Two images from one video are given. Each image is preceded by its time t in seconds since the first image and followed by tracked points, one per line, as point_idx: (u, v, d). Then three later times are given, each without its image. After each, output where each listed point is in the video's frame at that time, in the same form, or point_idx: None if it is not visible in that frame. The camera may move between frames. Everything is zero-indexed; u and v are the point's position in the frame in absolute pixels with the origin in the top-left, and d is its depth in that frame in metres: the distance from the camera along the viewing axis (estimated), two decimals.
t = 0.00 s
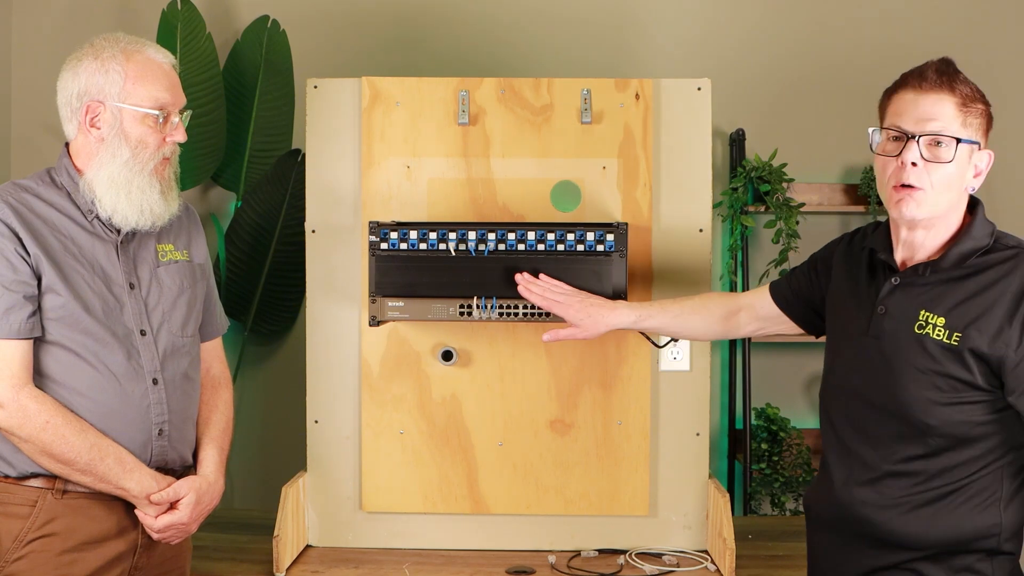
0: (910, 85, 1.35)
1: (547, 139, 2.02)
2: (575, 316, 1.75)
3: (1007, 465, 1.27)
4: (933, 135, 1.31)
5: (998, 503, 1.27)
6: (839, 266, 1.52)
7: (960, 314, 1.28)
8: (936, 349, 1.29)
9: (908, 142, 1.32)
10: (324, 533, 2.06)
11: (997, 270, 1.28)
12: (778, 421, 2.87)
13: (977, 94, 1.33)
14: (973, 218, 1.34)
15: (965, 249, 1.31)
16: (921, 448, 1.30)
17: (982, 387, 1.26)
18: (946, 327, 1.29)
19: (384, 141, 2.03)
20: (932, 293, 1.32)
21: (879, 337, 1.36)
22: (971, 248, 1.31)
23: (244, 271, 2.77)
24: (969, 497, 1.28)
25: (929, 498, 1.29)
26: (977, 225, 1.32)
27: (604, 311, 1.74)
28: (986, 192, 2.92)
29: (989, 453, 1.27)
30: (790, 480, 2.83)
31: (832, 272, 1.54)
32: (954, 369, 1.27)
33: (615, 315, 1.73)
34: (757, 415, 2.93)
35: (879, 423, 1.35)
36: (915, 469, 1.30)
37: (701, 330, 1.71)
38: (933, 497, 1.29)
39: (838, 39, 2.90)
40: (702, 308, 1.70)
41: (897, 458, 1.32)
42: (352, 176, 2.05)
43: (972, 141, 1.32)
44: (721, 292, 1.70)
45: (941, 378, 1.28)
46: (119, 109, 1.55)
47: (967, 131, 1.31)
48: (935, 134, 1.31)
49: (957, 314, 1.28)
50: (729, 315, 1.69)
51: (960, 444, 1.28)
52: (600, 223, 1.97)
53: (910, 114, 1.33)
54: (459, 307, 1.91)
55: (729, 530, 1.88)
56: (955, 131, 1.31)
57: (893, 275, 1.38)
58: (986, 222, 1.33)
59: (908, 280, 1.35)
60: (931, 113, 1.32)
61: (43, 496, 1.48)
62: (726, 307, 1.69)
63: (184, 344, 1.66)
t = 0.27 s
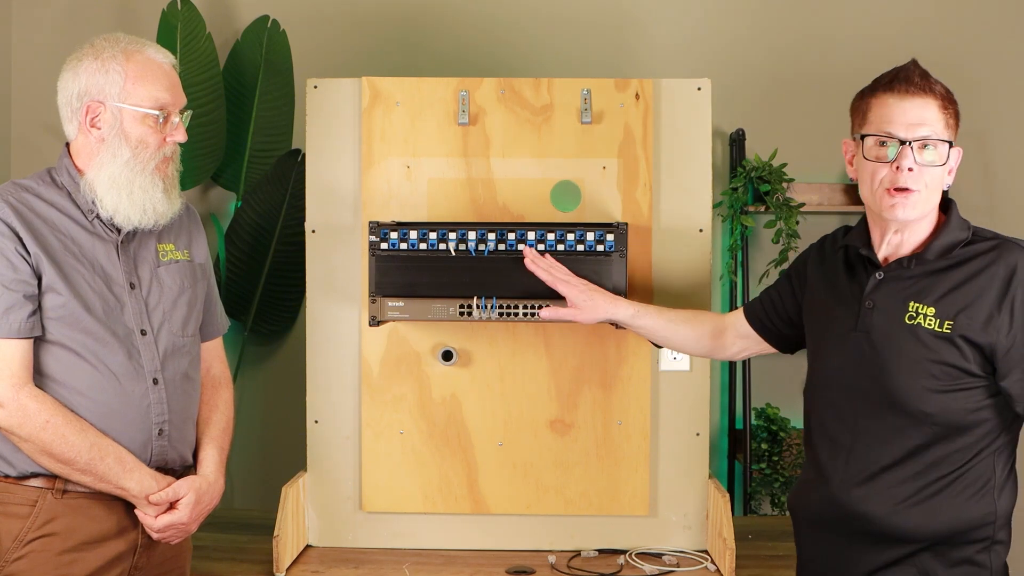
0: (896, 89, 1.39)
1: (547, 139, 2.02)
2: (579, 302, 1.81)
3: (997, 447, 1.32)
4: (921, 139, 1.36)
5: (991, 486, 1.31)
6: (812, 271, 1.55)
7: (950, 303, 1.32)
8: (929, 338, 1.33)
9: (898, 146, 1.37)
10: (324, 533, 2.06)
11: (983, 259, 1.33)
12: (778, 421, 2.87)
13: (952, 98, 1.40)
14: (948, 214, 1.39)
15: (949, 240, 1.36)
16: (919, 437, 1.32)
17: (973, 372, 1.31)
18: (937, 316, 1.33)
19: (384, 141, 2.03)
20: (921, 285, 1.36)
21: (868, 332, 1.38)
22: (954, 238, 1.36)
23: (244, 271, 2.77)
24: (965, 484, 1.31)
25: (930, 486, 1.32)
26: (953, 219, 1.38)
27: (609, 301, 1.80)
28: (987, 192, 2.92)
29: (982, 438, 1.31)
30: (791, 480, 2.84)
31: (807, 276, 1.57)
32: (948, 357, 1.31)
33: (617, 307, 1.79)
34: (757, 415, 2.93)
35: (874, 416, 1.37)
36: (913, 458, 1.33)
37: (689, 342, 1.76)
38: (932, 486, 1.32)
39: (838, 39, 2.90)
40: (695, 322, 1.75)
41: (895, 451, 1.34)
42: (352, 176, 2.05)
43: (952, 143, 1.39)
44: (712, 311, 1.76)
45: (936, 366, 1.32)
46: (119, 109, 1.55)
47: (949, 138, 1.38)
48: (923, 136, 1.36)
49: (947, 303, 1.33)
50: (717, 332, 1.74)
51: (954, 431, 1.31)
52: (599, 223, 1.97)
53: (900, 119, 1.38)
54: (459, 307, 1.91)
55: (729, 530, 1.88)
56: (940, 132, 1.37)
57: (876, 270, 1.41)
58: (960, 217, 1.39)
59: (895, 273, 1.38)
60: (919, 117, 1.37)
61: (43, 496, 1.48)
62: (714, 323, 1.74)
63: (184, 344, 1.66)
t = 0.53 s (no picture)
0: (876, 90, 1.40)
1: (547, 139, 2.02)
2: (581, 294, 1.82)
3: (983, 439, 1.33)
4: (903, 139, 1.37)
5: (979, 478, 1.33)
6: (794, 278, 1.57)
7: (935, 299, 1.34)
8: (915, 334, 1.34)
9: (881, 147, 1.38)
10: (324, 534, 2.06)
11: (966, 254, 1.35)
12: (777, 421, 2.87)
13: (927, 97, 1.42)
14: (927, 215, 1.42)
15: (930, 238, 1.38)
16: (907, 431, 1.34)
17: (959, 366, 1.32)
18: (922, 312, 1.34)
19: (384, 141, 2.03)
20: (905, 282, 1.37)
21: (855, 330, 1.39)
22: (935, 236, 1.38)
23: (244, 270, 2.77)
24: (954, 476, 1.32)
25: (919, 480, 1.33)
26: (932, 219, 1.40)
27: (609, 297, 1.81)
28: (987, 192, 2.92)
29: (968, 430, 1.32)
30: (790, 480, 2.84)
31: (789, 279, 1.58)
32: (934, 352, 1.33)
33: (618, 304, 1.80)
34: (757, 415, 2.93)
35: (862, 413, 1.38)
36: (902, 453, 1.34)
37: (682, 347, 1.78)
38: (922, 479, 1.33)
39: (837, 39, 2.91)
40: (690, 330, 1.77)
41: (885, 448, 1.35)
42: (352, 176, 2.05)
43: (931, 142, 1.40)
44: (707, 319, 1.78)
45: (922, 361, 1.33)
46: (118, 108, 1.55)
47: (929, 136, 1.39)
48: (906, 137, 1.38)
49: (931, 299, 1.34)
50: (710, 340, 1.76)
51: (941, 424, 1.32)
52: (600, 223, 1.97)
53: (881, 120, 1.39)
54: (459, 307, 1.91)
55: (729, 530, 1.88)
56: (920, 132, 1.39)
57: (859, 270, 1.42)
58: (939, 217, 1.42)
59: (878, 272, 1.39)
60: (901, 118, 1.38)
61: (44, 496, 1.48)
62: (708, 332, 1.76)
63: (185, 344, 1.66)
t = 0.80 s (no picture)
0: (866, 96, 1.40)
1: (547, 139, 2.02)
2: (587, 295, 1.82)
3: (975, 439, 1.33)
4: (896, 145, 1.38)
5: (970, 478, 1.32)
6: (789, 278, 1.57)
7: (925, 299, 1.34)
8: (904, 334, 1.34)
9: (875, 154, 1.38)
10: (324, 534, 2.06)
11: (956, 254, 1.35)
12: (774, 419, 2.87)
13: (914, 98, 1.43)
14: (917, 216, 1.42)
15: (919, 238, 1.38)
16: (897, 431, 1.34)
17: (949, 365, 1.32)
18: (912, 312, 1.34)
19: (384, 141, 2.03)
20: (896, 283, 1.37)
21: (846, 330, 1.39)
22: (925, 237, 1.38)
23: (244, 270, 2.77)
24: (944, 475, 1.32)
25: (909, 479, 1.33)
26: (921, 219, 1.40)
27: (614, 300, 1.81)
28: (986, 191, 2.92)
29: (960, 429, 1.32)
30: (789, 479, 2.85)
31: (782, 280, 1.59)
32: (923, 351, 1.33)
33: (624, 309, 1.80)
34: (757, 415, 2.93)
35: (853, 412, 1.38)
36: (892, 452, 1.34)
37: (678, 354, 1.79)
38: (913, 478, 1.33)
39: (837, 39, 2.91)
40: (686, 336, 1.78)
41: (875, 446, 1.35)
42: (352, 176, 2.05)
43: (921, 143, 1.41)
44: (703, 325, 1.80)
45: (912, 361, 1.33)
46: (98, 100, 1.54)
47: (920, 141, 1.40)
48: (899, 143, 1.38)
49: (921, 299, 1.34)
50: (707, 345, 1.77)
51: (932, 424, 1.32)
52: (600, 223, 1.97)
53: (875, 127, 1.38)
54: (459, 307, 1.91)
55: (729, 530, 1.88)
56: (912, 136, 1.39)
57: (850, 271, 1.43)
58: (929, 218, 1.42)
59: (870, 274, 1.40)
60: (894, 123, 1.38)
61: (44, 496, 1.48)
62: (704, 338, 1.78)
63: (184, 344, 1.66)
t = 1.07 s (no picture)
0: (863, 98, 1.40)
1: (548, 139, 2.02)
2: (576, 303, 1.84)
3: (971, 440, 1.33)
4: (893, 147, 1.37)
5: (967, 478, 1.32)
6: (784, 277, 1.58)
7: (920, 301, 1.34)
8: (900, 336, 1.34)
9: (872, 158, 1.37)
10: (324, 534, 2.06)
11: (952, 256, 1.35)
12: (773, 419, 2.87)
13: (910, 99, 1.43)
14: (914, 217, 1.42)
15: (915, 241, 1.38)
16: (893, 432, 1.34)
17: (945, 367, 1.32)
18: (908, 314, 1.34)
19: (384, 142, 2.03)
20: (892, 285, 1.37)
21: (842, 332, 1.39)
22: (922, 240, 1.38)
23: (244, 270, 2.77)
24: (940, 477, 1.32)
25: (906, 480, 1.33)
26: (918, 221, 1.40)
27: (603, 304, 1.83)
28: (986, 191, 2.92)
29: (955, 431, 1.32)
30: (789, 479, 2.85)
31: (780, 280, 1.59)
32: (918, 353, 1.33)
33: (614, 311, 1.82)
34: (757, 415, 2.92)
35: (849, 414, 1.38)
36: (888, 454, 1.34)
37: (674, 354, 1.80)
38: (909, 479, 1.33)
39: (837, 39, 2.91)
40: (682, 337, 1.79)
41: (871, 447, 1.35)
42: (352, 176, 2.05)
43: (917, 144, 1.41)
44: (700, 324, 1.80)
45: (907, 363, 1.33)
46: (83, 99, 1.55)
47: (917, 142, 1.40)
48: (896, 145, 1.38)
49: (917, 301, 1.34)
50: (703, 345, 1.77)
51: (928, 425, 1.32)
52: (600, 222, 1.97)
53: (872, 129, 1.38)
54: (459, 307, 1.91)
55: (729, 530, 1.88)
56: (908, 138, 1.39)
57: (846, 273, 1.43)
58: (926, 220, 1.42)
59: (866, 276, 1.40)
60: (891, 126, 1.38)
61: (43, 496, 1.48)
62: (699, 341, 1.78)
63: (184, 345, 1.66)
